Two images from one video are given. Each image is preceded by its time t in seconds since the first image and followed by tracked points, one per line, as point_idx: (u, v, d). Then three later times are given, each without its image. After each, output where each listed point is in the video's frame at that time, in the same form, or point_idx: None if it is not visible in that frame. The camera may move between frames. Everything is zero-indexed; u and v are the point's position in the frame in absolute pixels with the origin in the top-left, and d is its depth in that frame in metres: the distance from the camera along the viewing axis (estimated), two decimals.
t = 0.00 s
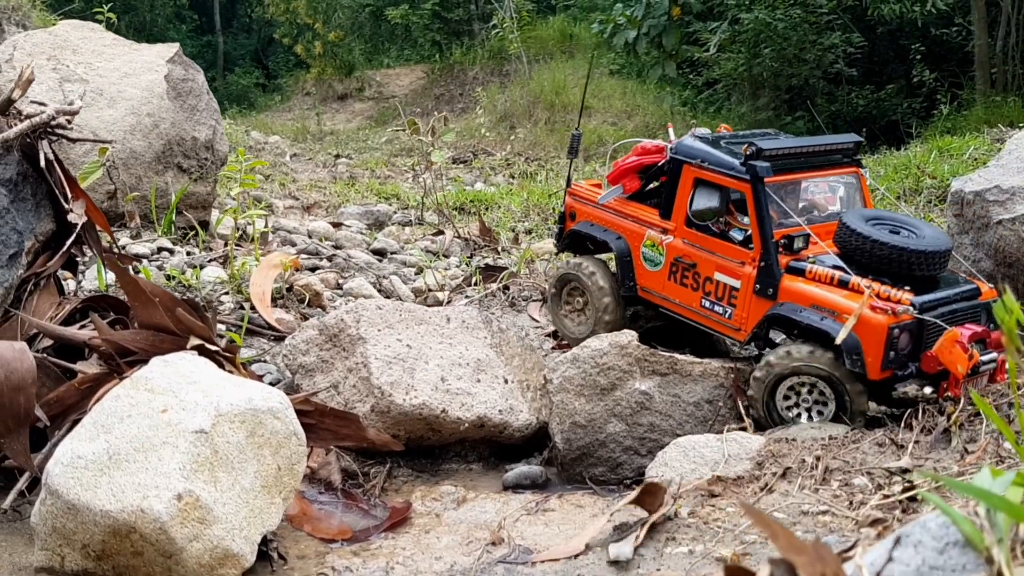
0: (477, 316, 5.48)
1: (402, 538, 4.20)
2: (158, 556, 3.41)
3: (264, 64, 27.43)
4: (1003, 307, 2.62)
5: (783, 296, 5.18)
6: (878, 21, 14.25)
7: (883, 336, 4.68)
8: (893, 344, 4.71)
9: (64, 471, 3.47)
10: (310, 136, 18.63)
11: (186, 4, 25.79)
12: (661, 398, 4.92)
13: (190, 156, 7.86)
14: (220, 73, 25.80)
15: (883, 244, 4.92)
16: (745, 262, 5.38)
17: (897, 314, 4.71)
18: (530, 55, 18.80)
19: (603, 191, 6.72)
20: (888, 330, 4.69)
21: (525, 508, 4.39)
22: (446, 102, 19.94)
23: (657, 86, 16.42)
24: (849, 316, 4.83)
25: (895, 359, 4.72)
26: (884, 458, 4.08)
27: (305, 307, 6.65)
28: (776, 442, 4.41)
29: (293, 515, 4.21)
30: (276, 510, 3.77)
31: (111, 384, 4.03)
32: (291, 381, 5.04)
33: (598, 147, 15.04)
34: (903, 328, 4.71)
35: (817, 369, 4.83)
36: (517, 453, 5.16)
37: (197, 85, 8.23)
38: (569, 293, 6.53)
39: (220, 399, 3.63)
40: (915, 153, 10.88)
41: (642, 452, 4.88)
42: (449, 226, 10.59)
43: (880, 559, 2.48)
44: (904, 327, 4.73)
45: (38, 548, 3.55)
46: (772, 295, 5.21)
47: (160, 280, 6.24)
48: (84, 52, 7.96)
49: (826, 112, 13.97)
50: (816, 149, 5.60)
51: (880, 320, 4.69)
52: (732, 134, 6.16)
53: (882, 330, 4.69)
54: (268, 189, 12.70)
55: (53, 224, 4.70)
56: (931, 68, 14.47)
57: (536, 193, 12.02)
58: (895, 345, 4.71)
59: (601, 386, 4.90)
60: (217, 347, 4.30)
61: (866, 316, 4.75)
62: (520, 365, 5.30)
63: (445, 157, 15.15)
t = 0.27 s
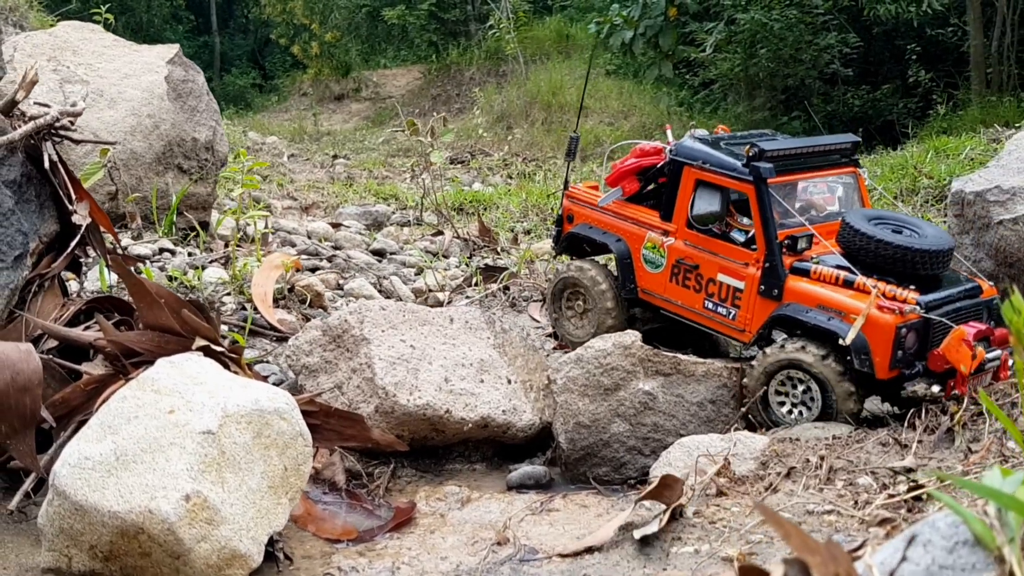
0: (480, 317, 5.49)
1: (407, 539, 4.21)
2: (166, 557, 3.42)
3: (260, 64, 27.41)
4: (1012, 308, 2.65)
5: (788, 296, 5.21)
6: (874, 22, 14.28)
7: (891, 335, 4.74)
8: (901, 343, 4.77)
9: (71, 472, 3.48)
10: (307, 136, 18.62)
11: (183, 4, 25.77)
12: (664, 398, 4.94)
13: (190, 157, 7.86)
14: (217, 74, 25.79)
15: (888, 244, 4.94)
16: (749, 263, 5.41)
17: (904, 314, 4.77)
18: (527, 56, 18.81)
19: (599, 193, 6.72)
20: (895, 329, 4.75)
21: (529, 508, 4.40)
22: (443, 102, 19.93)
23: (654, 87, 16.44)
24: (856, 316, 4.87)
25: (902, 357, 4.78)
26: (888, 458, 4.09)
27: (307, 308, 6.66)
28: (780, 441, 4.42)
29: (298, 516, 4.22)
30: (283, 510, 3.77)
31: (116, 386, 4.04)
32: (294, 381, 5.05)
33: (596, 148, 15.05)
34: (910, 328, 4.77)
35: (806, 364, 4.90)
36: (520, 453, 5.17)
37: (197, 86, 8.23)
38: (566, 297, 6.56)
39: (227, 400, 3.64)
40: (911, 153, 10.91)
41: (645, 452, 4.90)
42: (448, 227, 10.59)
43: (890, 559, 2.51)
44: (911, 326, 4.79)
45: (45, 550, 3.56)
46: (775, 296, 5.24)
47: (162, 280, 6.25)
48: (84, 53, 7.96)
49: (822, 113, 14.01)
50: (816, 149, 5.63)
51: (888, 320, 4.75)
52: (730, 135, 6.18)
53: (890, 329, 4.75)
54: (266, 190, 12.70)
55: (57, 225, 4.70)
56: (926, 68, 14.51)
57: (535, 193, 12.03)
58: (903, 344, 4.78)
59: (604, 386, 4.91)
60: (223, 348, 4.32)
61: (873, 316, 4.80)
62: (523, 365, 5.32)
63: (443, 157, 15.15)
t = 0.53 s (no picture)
0: (477, 313, 5.50)
1: (406, 533, 4.22)
2: (166, 550, 3.43)
3: (257, 64, 27.40)
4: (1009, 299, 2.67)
5: (797, 298, 5.19)
6: (869, 22, 14.31)
7: (908, 329, 4.76)
8: (918, 336, 4.80)
9: (70, 466, 3.48)
10: (304, 136, 18.61)
11: (179, 4, 25.75)
12: (662, 394, 4.95)
13: (188, 155, 7.87)
14: (214, 73, 25.78)
15: (893, 238, 4.97)
16: (753, 267, 5.38)
17: (918, 307, 4.80)
18: (523, 56, 18.83)
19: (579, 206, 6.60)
20: (912, 322, 4.76)
21: (527, 503, 4.41)
22: (440, 102, 19.93)
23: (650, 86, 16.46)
24: (873, 313, 4.88)
25: (919, 350, 4.82)
26: (884, 452, 4.11)
27: (305, 305, 6.67)
28: (777, 436, 4.45)
29: (296, 511, 4.23)
30: (282, 504, 3.78)
31: (115, 380, 4.05)
32: (293, 377, 5.05)
33: (592, 147, 15.06)
34: (924, 319, 4.80)
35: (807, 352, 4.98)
36: (518, 449, 5.18)
37: (195, 84, 8.24)
38: (555, 314, 6.43)
39: (226, 394, 3.65)
40: (907, 152, 10.94)
41: (643, 447, 4.91)
42: (445, 225, 10.60)
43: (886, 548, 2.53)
44: (924, 318, 4.83)
45: (44, 543, 3.56)
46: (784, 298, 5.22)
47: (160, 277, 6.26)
48: (82, 51, 7.97)
49: (818, 112, 14.04)
50: (803, 148, 5.64)
51: (905, 314, 4.76)
52: (710, 139, 6.14)
53: (907, 324, 4.76)
54: (263, 189, 12.70)
55: (56, 221, 4.71)
56: (922, 68, 14.55)
57: (532, 192, 12.05)
58: (919, 337, 4.81)
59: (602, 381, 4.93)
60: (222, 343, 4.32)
61: (890, 312, 4.81)
62: (521, 361, 5.33)
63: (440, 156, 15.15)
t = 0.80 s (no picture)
0: (472, 313, 5.51)
1: (400, 532, 4.23)
2: (160, 549, 3.44)
3: (256, 65, 27.40)
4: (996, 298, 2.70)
5: (791, 298, 5.20)
6: (867, 23, 14.32)
7: (902, 327, 4.78)
8: (912, 333, 4.82)
9: (65, 464, 3.50)
10: (302, 136, 18.62)
11: (177, 5, 25.76)
12: (656, 393, 4.97)
13: (184, 155, 7.88)
14: (213, 74, 25.79)
15: (884, 238, 4.99)
16: (745, 268, 5.38)
17: (912, 304, 4.82)
18: (522, 57, 18.84)
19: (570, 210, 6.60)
20: (906, 320, 4.78)
21: (522, 502, 4.43)
22: (438, 103, 19.92)
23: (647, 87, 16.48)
24: (866, 312, 4.90)
25: (913, 347, 4.84)
26: (877, 451, 4.13)
27: (301, 305, 6.69)
28: (770, 435, 4.46)
29: (291, 510, 4.24)
30: (276, 503, 3.79)
31: (110, 379, 4.06)
32: (288, 376, 5.07)
33: (590, 148, 15.08)
34: (918, 317, 4.82)
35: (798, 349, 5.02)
36: (512, 448, 5.20)
37: (192, 84, 8.25)
38: (546, 314, 6.42)
39: (220, 394, 3.66)
40: (903, 153, 10.95)
41: (637, 447, 4.92)
42: (443, 226, 10.61)
43: (874, 546, 2.54)
44: (918, 316, 4.85)
45: (39, 542, 3.58)
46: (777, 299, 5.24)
47: (157, 277, 6.27)
48: (79, 51, 7.97)
49: (815, 114, 14.07)
50: (791, 149, 5.66)
51: (899, 313, 4.78)
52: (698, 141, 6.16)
53: (901, 322, 4.78)
54: (261, 189, 12.71)
55: (52, 221, 4.73)
56: (918, 69, 14.59)
57: (529, 193, 12.05)
58: (913, 334, 4.83)
59: (597, 381, 4.94)
60: (217, 343, 4.33)
61: (883, 310, 4.83)
62: (516, 361, 5.35)
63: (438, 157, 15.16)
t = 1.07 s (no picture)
0: (463, 316, 5.50)
1: (389, 537, 4.23)
2: (146, 555, 3.43)
3: (252, 65, 27.38)
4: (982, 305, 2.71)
5: (780, 302, 5.20)
6: (862, 24, 14.31)
7: (892, 331, 4.77)
8: (901, 337, 4.82)
9: (51, 471, 3.49)
10: (298, 137, 18.60)
11: (174, 6, 25.74)
12: (646, 397, 4.96)
13: (177, 158, 7.87)
14: (209, 75, 25.77)
15: (873, 242, 4.98)
16: (735, 272, 5.38)
17: (901, 308, 4.82)
18: (518, 57, 18.83)
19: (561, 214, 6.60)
20: (896, 324, 4.78)
21: (511, 507, 4.42)
22: (434, 104, 19.89)
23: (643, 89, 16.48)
24: (855, 316, 4.90)
25: (902, 351, 4.84)
26: (865, 455, 4.12)
27: (293, 308, 6.68)
28: (760, 440, 4.46)
29: (280, 514, 4.24)
30: (263, 509, 3.78)
31: (97, 385, 4.05)
32: (278, 381, 5.06)
33: (585, 149, 15.06)
34: (907, 321, 4.82)
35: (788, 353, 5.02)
36: (503, 452, 5.19)
37: (185, 86, 8.23)
38: (535, 317, 6.40)
39: (206, 399, 3.65)
40: (898, 154, 10.95)
41: (627, 451, 4.92)
42: (437, 227, 10.60)
43: (859, 555, 2.54)
44: (907, 319, 4.85)
45: (25, 549, 3.57)
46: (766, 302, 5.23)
47: (148, 280, 6.26)
48: (71, 54, 7.96)
49: (810, 115, 14.07)
50: (780, 152, 5.65)
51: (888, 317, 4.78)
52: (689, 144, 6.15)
53: (891, 326, 4.78)
54: (255, 191, 12.69)
55: (41, 225, 4.72)
56: (913, 70, 14.60)
57: (524, 194, 12.05)
58: (902, 338, 4.83)
59: (586, 385, 4.94)
60: (205, 348, 4.31)
61: (873, 314, 4.83)
62: (506, 365, 5.35)
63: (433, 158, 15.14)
